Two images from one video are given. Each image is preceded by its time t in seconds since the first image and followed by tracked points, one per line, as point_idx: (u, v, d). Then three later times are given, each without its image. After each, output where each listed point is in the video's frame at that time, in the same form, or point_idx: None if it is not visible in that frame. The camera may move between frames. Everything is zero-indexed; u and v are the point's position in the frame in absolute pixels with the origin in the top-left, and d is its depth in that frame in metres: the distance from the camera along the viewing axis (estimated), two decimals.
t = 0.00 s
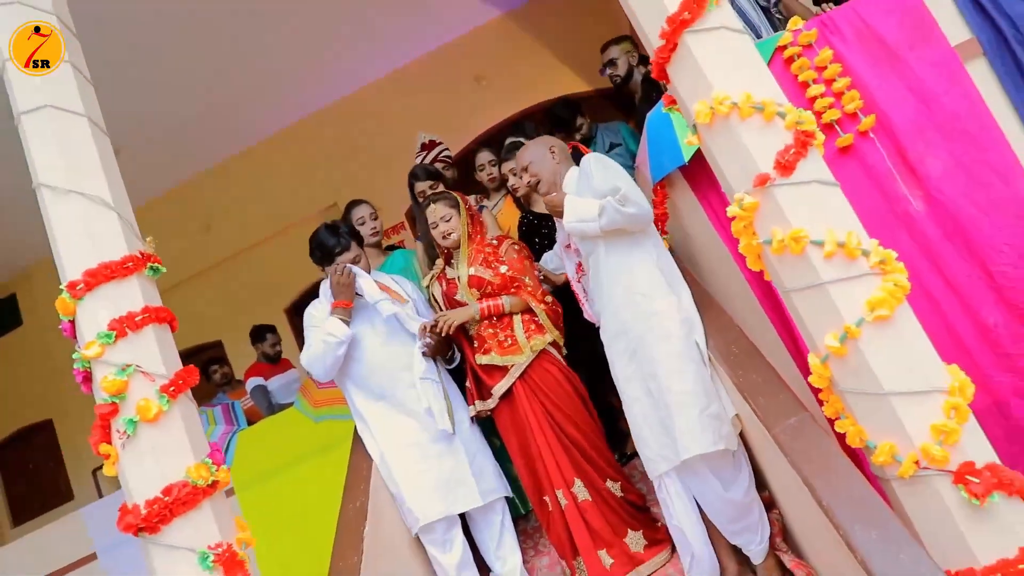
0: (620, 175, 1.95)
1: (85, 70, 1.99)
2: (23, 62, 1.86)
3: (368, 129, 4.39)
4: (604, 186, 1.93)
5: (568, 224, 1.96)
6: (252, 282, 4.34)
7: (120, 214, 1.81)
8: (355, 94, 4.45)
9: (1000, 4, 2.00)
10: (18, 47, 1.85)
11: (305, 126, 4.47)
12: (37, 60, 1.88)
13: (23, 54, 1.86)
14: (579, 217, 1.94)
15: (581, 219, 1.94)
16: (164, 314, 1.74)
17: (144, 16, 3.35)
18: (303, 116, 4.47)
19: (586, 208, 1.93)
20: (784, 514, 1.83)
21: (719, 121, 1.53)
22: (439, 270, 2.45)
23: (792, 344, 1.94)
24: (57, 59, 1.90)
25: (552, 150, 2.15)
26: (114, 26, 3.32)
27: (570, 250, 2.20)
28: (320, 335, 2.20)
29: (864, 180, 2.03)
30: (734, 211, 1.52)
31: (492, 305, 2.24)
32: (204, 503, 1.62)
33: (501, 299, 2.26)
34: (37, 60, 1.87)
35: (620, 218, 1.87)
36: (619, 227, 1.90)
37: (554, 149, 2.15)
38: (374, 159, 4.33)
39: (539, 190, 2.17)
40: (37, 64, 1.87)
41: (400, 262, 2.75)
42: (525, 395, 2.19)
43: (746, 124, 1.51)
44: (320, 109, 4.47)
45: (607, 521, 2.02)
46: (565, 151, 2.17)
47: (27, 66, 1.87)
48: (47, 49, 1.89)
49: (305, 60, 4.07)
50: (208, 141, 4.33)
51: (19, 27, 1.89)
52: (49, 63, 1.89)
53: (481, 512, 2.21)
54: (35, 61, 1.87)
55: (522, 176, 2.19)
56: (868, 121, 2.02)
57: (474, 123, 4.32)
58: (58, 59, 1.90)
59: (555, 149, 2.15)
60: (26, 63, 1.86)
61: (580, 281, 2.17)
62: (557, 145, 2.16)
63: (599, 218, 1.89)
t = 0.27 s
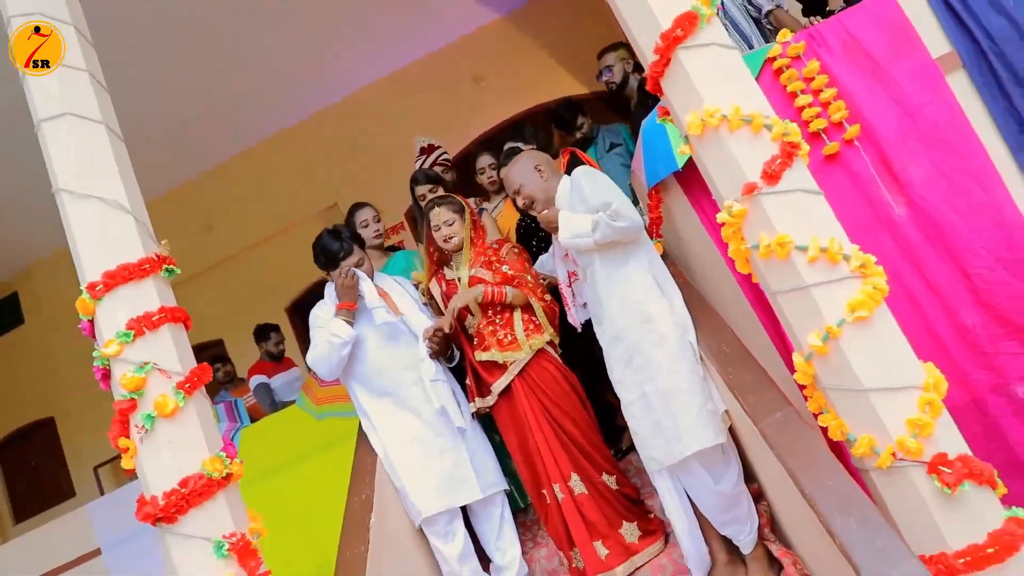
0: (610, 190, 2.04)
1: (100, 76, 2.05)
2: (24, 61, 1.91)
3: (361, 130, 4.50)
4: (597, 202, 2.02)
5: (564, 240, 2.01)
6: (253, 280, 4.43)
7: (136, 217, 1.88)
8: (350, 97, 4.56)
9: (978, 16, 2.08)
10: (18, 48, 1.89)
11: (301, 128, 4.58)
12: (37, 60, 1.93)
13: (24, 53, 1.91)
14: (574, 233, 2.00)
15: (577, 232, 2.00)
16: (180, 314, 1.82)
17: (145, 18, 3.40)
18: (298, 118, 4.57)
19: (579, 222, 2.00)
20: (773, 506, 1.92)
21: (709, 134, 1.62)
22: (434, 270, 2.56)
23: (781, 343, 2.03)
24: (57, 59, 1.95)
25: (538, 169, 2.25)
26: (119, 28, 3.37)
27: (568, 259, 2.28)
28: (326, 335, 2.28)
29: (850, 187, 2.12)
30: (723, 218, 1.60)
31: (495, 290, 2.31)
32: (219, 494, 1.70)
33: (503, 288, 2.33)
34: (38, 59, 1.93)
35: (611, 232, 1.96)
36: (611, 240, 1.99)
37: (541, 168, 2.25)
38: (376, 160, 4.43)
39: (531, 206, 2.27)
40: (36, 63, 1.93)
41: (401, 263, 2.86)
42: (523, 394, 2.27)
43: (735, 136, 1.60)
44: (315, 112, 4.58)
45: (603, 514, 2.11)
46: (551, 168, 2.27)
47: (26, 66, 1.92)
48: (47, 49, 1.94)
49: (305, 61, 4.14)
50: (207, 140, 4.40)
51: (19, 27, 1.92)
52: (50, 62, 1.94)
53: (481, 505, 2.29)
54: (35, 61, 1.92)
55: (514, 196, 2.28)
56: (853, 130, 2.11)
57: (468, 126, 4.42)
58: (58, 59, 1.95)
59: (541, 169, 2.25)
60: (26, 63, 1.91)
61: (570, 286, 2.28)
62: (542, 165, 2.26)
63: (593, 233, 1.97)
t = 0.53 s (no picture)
0: (591, 195, 2.12)
1: (97, 83, 2.10)
2: (23, 61, 1.97)
3: (355, 132, 4.57)
4: (575, 207, 2.10)
5: (546, 243, 2.11)
6: (247, 280, 4.48)
7: (135, 223, 1.93)
8: (346, 97, 4.63)
9: (947, 21, 2.16)
10: (18, 47, 1.95)
11: (296, 129, 4.65)
12: (37, 60, 1.98)
13: (23, 54, 1.97)
14: (555, 237, 2.10)
15: (557, 237, 2.09)
16: (179, 316, 1.88)
17: (145, 17, 3.48)
18: (295, 120, 4.65)
19: (558, 227, 2.10)
20: (753, 493, 2.01)
21: (685, 137, 1.69)
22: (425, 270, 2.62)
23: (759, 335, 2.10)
24: (57, 60, 2.00)
25: (528, 167, 2.33)
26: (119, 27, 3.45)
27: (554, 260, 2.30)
28: (323, 340, 2.35)
29: (826, 185, 2.20)
30: (702, 218, 1.67)
31: (473, 230, 2.41)
32: (220, 489, 1.76)
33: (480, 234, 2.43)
34: (36, 60, 1.98)
35: (587, 237, 2.04)
36: (589, 243, 2.07)
37: (531, 166, 2.33)
38: (368, 161, 4.51)
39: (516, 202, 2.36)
40: (35, 63, 1.98)
41: (393, 264, 2.95)
42: (513, 388, 2.35)
43: (711, 138, 1.67)
44: (312, 113, 4.64)
45: (591, 502, 2.19)
46: (541, 166, 2.34)
47: (26, 66, 1.99)
48: (47, 49, 2.00)
49: (296, 60, 4.21)
50: (202, 140, 4.48)
51: (19, 29, 2.00)
52: (49, 62, 2.00)
53: (474, 497, 2.37)
54: (35, 61, 1.98)
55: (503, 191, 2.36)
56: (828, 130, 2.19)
57: (457, 127, 4.51)
58: (58, 60, 2.00)
59: (531, 167, 2.33)
60: (26, 62, 1.97)
61: (564, 282, 2.29)
62: (532, 163, 2.33)
63: (571, 237, 2.05)
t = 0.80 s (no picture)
0: (578, 192, 2.17)
1: (98, 85, 2.15)
2: (23, 61, 2.02)
3: (346, 131, 4.67)
4: (561, 203, 2.17)
5: (533, 238, 2.19)
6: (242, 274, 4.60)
7: (137, 220, 1.99)
8: (339, 95, 4.72)
9: (928, 19, 2.21)
10: (19, 48, 2.00)
11: (288, 125, 4.74)
12: (37, 60, 2.03)
13: (24, 53, 2.02)
14: (542, 230, 2.16)
15: (544, 231, 2.16)
16: (182, 311, 1.94)
17: (143, 21, 3.55)
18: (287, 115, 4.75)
19: (545, 222, 2.16)
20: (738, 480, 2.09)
21: (669, 135, 1.74)
22: (420, 261, 2.67)
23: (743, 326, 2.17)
24: (57, 59, 2.05)
25: (520, 162, 2.39)
26: (118, 29, 3.51)
27: (543, 254, 2.36)
28: (325, 328, 2.42)
29: (808, 180, 2.26)
30: (685, 213, 1.72)
31: (453, 191, 2.57)
32: (223, 478, 1.83)
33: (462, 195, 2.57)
34: (36, 59, 2.03)
35: (572, 233, 2.12)
36: (574, 239, 2.15)
37: (523, 161, 2.40)
38: (363, 156, 4.60)
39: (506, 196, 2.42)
40: (36, 63, 2.04)
41: (389, 257, 3.01)
42: (506, 377, 2.42)
43: (694, 137, 1.73)
44: (305, 107, 4.74)
45: (582, 488, 2.26)
46: (533, 161, 2.40)
47: (26, 66, 2.04)
48: (47, 49, 2.05)
49: (293, 56, 4.27)
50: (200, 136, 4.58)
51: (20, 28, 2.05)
52: (49, 62, 2.05)
53: (469, 484, 2.45)
54: (35, 61, 2.03)
55: (495, 183, 2.42)
56: (810, 127, 2.25)
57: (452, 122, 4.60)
58: (59, 58, 2.06)
59: (523, 161, 2.40)
60: (26, 62, 2.02)
61: (553, 275, 2.37)
62: (524, 157, 2.40)
63: (557, 232, 2.13)
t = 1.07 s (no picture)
0: (576, 189, 2.24)
1: (109, 87, 2.22)
2: (23, 60, 2.07)
3: (340, 129, 4.85)
4: (561, 199, 2.24)
5: (532, 232, 2.26)
6: (250, 266, 4.92)
7: (148, 219, 2.07)
8: (337, 92, 4.87)
9: (916, 25, 2.28)
10: (19, 48, 2.06)
11: (290, 118, 4.92)
12: (37, 60, 2.09)
13: (22, 53, 2.07)
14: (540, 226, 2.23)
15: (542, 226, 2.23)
16: (190, 305, 2.01)
17: (148, 20, 3.67)
18: (288, 109, 4.91)
19: (544, 218, 2.24)
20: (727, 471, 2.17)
21: (660, 140, 1.80)
22: (423, 256, 2.77)
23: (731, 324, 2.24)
24: (57, 59, 2.12)
25: (520, 159, 2.45)
26: (124, 28, 3.64)
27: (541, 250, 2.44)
28: (330, 321, 2.50)
29: (797, 182, 2.33)
30: (675, 215, 1.79)
31: (452, 187, 2.65)
32: (230, 465, 1.92)
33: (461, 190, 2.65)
34: (36, 60, 2.09)
35: (571, 228, 2.18)
36: (572, 234, 2.22)
37: (523, 158, 2.46)
38: (366, 150, 4.79)
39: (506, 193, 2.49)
40: (36, 64, 2.09)
41: (390, 253, 3.05)
42: (507, 369, 2.50)
43: (683, 142, 1.79)
44: (303, 105, 4.91)
45: (578, 476, 2.34)
46: (533, 158, 2.47)
47: (27, 65, 2.09)
48: (47, 49, 2.11)
49: (296, 48, 4.38)
50: (203, 128, 4.73)
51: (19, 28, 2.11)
52: (49, 62, 2.11)
53: (466, 473, 2.52)
54: (35, 61, 2.09)
55: (495, 180, 2.50)
56: (800, 129, 2.31)
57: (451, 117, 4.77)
58: (59, 57, 2.12)
59: (523, 159, 2.45)
60: (26, 62, 2.07)
61: (550, 272, 2.44)
62: (524, 155, 2.46)
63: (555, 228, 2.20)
